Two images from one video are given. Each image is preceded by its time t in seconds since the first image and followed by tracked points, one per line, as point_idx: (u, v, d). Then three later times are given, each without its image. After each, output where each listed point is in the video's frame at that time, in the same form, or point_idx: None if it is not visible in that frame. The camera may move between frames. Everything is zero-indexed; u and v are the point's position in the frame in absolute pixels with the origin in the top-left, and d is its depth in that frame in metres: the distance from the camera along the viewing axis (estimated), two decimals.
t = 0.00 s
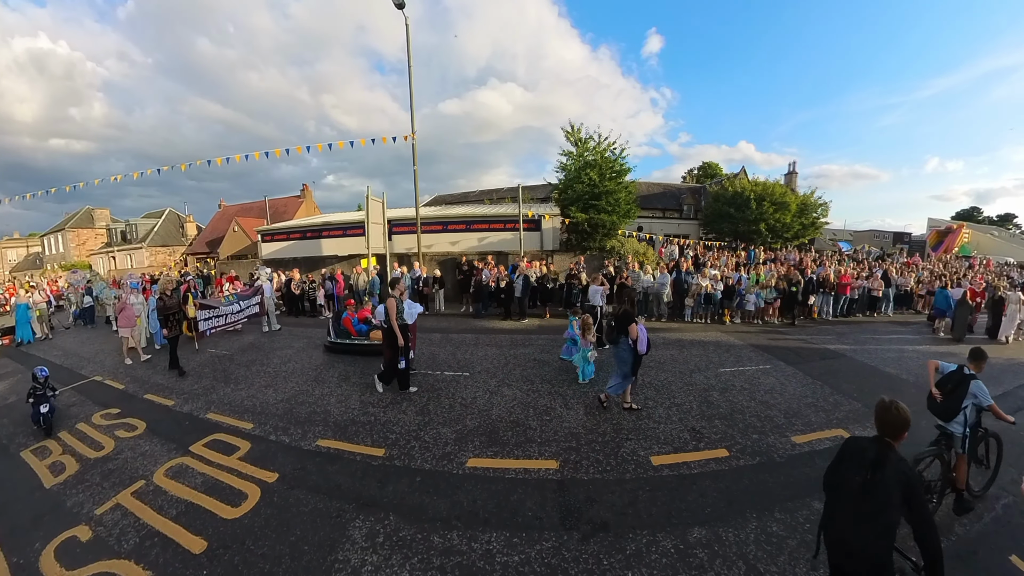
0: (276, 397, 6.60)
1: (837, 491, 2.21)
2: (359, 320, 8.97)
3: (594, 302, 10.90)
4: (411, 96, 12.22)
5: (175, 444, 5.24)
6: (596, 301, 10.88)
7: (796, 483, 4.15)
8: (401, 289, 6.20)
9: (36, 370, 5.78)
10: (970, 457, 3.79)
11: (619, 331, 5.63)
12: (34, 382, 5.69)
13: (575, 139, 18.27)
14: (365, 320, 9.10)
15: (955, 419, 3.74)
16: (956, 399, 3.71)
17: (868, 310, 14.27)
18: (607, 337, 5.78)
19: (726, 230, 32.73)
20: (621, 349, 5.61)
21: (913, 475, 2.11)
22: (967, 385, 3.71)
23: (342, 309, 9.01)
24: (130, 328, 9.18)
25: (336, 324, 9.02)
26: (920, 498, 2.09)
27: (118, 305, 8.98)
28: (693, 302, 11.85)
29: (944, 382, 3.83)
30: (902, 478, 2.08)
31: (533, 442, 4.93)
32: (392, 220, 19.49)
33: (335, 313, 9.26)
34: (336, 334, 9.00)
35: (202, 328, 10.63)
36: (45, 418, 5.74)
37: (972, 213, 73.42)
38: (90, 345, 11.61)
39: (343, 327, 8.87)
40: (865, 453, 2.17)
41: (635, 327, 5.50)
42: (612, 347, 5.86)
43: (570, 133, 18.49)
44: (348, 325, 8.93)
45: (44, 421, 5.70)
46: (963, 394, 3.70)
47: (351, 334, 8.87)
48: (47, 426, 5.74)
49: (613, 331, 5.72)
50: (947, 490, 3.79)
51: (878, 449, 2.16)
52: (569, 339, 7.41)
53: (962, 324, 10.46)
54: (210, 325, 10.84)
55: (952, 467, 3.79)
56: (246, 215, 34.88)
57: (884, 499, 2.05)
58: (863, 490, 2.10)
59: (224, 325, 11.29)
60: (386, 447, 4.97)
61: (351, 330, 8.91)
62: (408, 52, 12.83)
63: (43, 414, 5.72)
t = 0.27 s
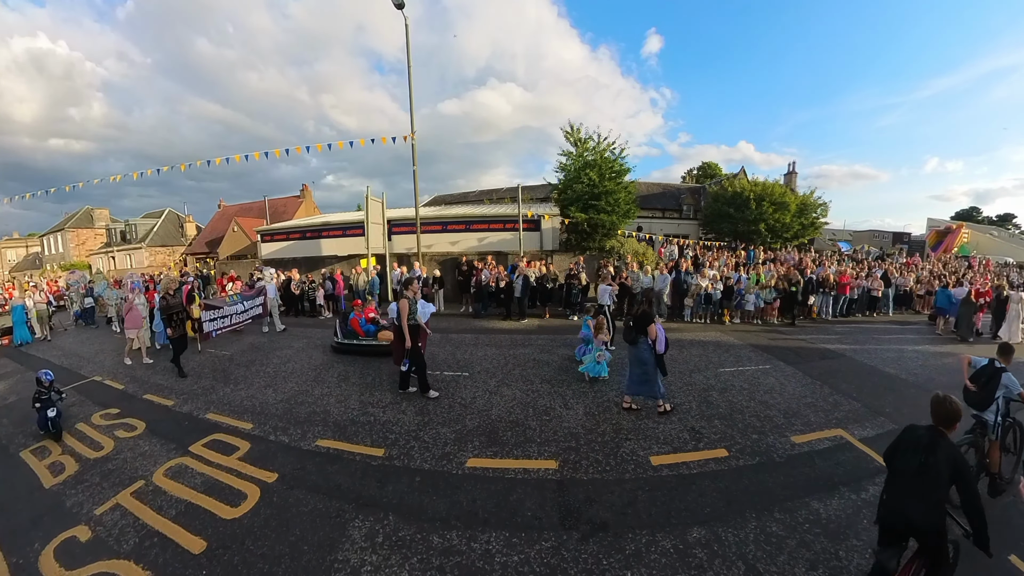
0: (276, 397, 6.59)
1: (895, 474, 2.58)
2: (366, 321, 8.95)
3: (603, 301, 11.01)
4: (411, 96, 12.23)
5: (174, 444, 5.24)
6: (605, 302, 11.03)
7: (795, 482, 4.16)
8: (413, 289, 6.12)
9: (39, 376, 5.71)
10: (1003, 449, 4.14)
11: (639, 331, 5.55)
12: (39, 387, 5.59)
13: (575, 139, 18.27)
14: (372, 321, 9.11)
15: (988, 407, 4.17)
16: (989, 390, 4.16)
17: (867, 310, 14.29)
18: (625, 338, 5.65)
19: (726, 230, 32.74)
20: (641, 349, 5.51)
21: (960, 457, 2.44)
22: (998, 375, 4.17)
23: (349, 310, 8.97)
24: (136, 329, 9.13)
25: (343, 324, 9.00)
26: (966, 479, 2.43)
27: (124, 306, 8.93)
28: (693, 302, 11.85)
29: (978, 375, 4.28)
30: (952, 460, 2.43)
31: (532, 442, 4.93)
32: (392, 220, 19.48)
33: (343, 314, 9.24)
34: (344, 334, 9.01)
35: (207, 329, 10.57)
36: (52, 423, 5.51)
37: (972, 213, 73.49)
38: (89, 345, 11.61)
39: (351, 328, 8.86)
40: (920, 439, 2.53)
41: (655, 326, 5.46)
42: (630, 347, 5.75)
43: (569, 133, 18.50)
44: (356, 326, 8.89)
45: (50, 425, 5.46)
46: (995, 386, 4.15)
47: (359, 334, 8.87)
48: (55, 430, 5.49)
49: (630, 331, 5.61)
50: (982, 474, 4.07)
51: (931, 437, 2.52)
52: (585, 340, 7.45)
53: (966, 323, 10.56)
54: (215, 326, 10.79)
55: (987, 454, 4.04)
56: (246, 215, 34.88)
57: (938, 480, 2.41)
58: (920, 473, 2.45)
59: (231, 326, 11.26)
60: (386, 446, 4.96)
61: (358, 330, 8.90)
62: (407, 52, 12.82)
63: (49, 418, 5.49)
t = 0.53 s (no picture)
0: (276, 397, 6.59)
1: (946, 454, 2.90)
2: (373, 321, 8.87)
3: (612, 302, 11.06)
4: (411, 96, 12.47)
5: (174, 445, 5.24)
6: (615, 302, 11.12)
7: (794, 482, 4.16)
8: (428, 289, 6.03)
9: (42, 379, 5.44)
10: None
11: (661, 333, 5.50)
12: (41, 392, 5.30)
13: (575, 139, 18.28)
14: (379, 321, 9.02)
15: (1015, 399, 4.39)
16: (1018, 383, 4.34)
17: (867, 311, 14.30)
18: (647, 338, 5.61)
19: (726, 230, 32.74)
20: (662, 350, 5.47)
21: (1005, 437, 2.72)
22: None
23: (356, 310, 8.84)
24: (141, 329, 9.07)
25: (351, 324, 8.87)
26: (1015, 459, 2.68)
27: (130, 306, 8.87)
28: (692, 302, 11.86)
29: (1006, 368, 4.46)
30: (996, 440, 2.70)
31: (532, 442, 4.94)
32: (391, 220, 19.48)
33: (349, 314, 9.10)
34: (351, 335, 8.84)
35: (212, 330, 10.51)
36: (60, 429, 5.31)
37: (971, 213, 73.56)
38: (89, 345, 11.62)
39: (358, 328, 8.74)
40: (966, 420, 2.81)
41: (678, 329, 5.42)
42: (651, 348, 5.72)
43: (569, 134, 18.51)
44: (364, 326, 8.76)
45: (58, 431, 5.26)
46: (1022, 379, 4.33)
47: (367, 335, 8.74)
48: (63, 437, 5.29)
49: (653, 332, 5.57)
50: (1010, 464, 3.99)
51: (977, 419, 2.78)
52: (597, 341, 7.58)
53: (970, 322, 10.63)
54: (220, 326, 10.83)
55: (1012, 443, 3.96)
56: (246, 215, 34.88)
57: (982, 456, 2.71)
58: (965, 450, 2.78)
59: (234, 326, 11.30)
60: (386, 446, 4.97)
61: (366, 331, 8.77)
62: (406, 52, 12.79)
63: (56, 424, 5.28)
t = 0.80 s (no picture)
0: (276, 397, 6.60)
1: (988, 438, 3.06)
2: (381, 322, 8.73)
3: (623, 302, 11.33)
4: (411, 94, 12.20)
5: (173, 445, 5.24)
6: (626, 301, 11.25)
7: (793, 482, 4.17)
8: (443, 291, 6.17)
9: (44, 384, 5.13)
10: None
11: (682, 331, 5.78)
12: (44, 398, 5.01)
13: (575, 140, 18.28)
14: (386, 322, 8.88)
15: None
16: None
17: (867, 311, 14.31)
18: (666, 336, 5.82)
19: (725, 230, 32.76)
20: (681, 348, 5.67)
21: None
22: None
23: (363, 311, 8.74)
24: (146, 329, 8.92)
25: (358, 325, 8.81)
26: None
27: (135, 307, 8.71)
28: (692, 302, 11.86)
29: None
30: None
31: (532, 442, 4.94)
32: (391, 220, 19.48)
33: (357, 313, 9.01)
34: (358, 335, 8.82)
35: (218, 331, 10.39)
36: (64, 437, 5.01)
37: (971, 213, 73.44)
38: (89, 345, 11.62)
39: (366, 329, 8.63)
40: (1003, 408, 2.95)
41: (697, 328, 5.79)
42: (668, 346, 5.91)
43: (569, 134, 18.52)
44: (370, 326, 8.60)
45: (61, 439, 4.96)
46: None
47: (375, 335, 8.62)
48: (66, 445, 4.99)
49: (674, 332, 5.81)
50: None
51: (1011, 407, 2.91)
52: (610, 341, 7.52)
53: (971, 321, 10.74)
54: (226, 328, 10.63)
55: None
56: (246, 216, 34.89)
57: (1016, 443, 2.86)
58: (999, 437, 2.95)
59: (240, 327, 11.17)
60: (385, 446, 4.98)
61: (373, 332, 8.64)
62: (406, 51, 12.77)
63: (59, 431, 4.97)
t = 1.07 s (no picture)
0: (276, 397, 6.60)
1: None
2: (389, 322, 8.64)
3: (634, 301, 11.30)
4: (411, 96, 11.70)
5: (173, 445, 5.24)
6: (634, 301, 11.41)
7: (792, 482, 4.17)
8: (460, 291, 6.03)
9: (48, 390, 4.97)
10: None
11: (699, 332, 5.70)
12: (48, 403, 4.87)
13: (575, 139, 18.27)
14: (394, 322, 8.79)
15: None
16: None
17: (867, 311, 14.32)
18: (683, 337, 5.80)
19: (725, 230, 32.76)
20: (699, 348, 5.63)
21: None
22: None
23: (371, 311, 8.64)
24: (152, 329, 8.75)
25: (365, 325, 8.70)
26: None
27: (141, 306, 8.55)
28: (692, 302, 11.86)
29: None
30: None
31: (531, 442, 4.95)
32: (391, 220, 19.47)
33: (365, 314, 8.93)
34: (365, 336, 8.71)
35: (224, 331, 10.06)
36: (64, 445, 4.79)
37: (971, 213, 73.43)
38: (89, 345, 11.63)
39: (373, 330, 8.54)
40: None
41: (714, 329, 5.73)
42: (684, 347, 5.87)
43: (569, 134, 18.52)
44: (378, 328, 8.54)
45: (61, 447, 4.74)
46: None
47: (382, 336, 8.52)
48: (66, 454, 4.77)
49: (691, 332, 5.76)
50: None
51: None
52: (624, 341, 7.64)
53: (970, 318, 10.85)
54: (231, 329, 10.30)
55: None
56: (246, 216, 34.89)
57: None
58: None
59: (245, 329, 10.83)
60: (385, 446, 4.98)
61: (381, 332, 8.56)
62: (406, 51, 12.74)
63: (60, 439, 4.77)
